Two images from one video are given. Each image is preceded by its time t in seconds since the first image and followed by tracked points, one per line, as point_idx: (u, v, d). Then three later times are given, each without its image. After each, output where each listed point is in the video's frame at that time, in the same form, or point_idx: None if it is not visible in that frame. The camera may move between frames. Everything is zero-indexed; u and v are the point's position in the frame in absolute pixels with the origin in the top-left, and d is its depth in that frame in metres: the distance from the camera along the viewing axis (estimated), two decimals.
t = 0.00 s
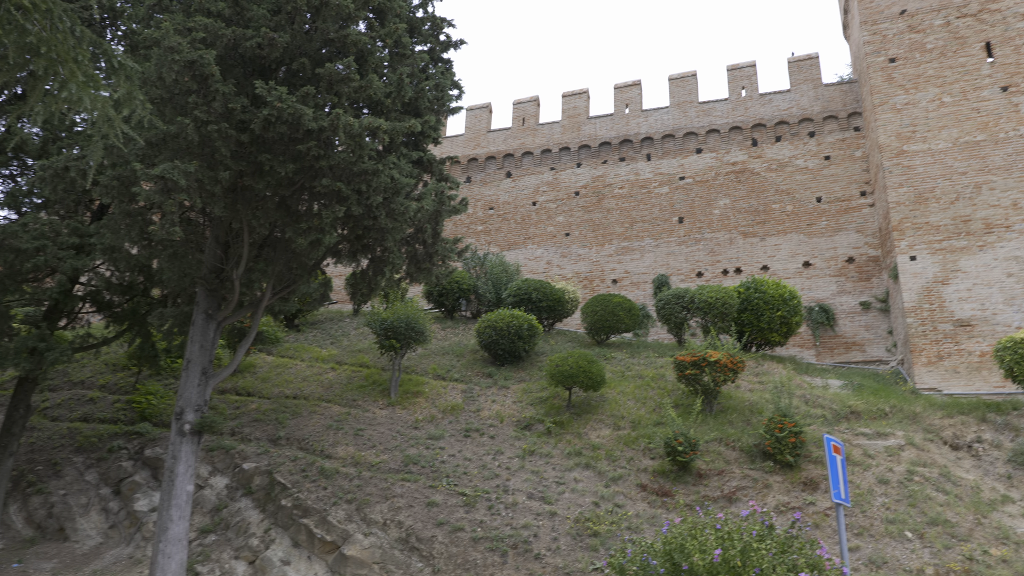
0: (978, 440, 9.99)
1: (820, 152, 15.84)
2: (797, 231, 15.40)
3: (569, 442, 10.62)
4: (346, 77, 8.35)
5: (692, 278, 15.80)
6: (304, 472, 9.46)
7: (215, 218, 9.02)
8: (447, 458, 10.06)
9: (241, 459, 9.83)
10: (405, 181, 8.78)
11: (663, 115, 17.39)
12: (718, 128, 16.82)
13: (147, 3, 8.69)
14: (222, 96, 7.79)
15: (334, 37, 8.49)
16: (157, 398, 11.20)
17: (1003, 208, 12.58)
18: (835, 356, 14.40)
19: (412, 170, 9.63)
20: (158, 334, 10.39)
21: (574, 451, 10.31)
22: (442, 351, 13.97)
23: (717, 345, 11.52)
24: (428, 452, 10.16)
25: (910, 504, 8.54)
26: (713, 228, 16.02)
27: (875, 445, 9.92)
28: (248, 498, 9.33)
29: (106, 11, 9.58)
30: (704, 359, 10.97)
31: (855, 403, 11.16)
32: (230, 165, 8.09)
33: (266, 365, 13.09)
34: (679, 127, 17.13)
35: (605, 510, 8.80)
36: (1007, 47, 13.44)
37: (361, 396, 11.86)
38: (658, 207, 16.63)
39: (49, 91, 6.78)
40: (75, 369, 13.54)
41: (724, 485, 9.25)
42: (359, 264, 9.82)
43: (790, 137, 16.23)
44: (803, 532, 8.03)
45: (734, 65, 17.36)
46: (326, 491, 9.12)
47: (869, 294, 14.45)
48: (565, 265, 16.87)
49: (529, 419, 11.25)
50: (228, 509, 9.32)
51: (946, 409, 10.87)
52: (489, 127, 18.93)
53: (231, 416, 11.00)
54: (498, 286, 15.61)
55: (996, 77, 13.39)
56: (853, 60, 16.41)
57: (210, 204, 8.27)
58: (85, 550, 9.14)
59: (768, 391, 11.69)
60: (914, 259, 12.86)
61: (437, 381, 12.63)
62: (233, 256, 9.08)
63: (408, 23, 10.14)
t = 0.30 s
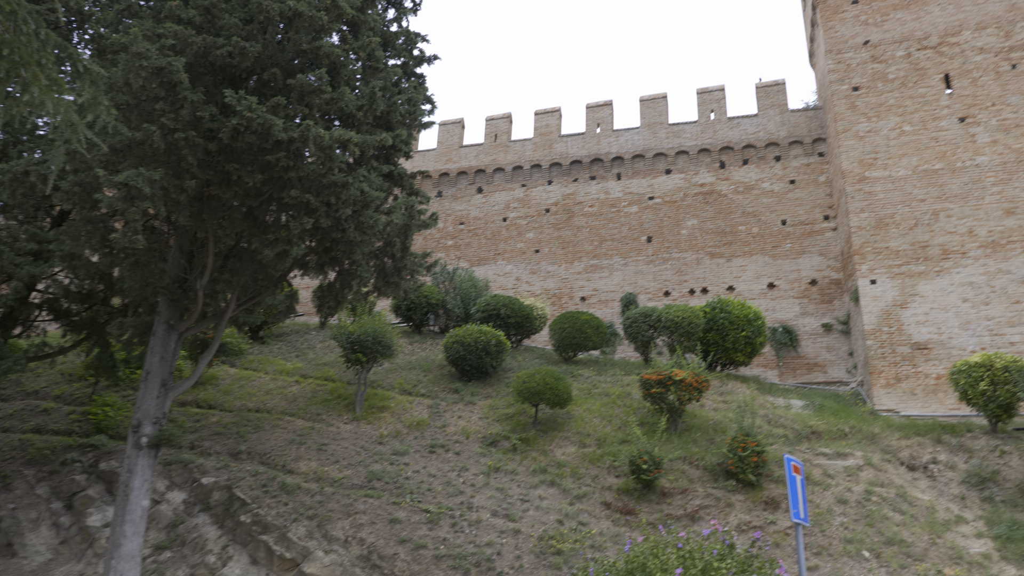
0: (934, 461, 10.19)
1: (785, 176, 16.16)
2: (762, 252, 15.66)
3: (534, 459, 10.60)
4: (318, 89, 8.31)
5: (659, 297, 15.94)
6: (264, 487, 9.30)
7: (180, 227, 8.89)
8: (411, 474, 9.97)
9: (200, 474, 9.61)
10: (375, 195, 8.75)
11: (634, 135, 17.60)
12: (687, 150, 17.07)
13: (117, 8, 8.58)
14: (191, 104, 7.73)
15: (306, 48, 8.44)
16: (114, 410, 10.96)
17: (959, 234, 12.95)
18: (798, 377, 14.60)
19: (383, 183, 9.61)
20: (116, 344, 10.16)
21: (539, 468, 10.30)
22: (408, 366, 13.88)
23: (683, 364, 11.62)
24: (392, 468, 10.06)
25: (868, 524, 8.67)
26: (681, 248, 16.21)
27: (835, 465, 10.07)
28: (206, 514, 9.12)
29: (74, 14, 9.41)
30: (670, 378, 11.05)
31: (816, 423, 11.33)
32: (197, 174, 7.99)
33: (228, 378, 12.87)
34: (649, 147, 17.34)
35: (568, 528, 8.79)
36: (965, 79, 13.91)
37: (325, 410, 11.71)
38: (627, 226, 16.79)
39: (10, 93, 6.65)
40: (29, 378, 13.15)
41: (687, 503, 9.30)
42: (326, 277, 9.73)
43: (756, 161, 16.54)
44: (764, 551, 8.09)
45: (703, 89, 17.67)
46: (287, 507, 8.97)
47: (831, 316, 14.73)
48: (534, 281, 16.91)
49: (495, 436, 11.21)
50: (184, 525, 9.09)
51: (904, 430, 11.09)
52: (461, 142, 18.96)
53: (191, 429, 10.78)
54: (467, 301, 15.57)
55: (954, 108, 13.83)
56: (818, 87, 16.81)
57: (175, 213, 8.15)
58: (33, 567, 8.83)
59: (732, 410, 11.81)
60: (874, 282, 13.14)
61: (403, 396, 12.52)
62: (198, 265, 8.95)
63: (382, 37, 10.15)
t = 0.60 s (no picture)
0: (880, 485, 10.41)
1: (743, 202, 16.50)
2: (720, 276, 15.92)
3: (489, 477, 10.54)
4: (281, 99, 8.24)
5: (618, 318, 16.07)
6: (212, 503, 9.06)
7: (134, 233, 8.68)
8: (364, 491, 9.82)
9: (144, 488, 9.30)
10: (336, 208, 8.68)
11: (598, 157, 17.79)
12: (649, 173, 17.31)
13: (76, 7, 8.39)
14: (150, 108, 7.60)
15: (271, 57, 8.38)
16: (56, 420, 10.58)
17: (907, 265, 13.36)
18: (751, 400, 14.80)
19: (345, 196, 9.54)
20: (61, 351, 9.86)
21: (494, 487, 10.24)
22: (365, 381, 13.71)
23: (640, 385, 11.71)
24: (345, 484, 9.91)
25: (816, 547, 8.80)
26: (641, 269, 16.39)
27: (785, 487, 10.22)
28: (149, 529, 8.83)
29: (31, 11, 9.14)
30: (627, 399, 11.13)
31: (768, 446, 11.50)
32: (153, 180, 7.83)
33: (179, 388, 12.54)
34: (612, 170, 17.55)
35: (522, 547, 8.76)
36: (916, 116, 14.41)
37: (278, 424, 11.49)
38: (589, 246, 16.92)
39: None
40: None
41: (640, 524, 9.33)
42: (283, 288, 9.59)
43: (716, 187, 16.85)
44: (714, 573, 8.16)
45: (667, 114, 17.98)
46: (234, 523, 8.75)
47: (784, 340, 15.04)
48: (495, 298, 16.90)
49: (451, 453, 11.12)
50: (125, 541, 8.77)
51: (852, 455, 11.33)
52: (426, 157, 18.94)
53: (136, 441, 10.45)
54: (427, 316, 15.47)
55: (904, 143, 14.31)
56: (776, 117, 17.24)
57: (129, 218, 7.96)
58: None
59: (686, 432, 11.92)
60: (826, 309, 13.45)
61: (359, 411, 12.36)
62: (150, 273, 8.75)
63: (349, 49, 10.12)
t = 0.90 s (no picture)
0: (834, 507, 10.58)
1: (707, 226, 16.77)
2: (682, 298, 16.11)
3: (449, 495, 10.45)
4: (248, 108, 8.16)
5: (582, 336, 16.13)
6: (162, 518, 8.81)
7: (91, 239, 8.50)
8: (321, 508, 9.66)
9: (92, 502, 9.01)
10: (301, 219, 8.60)
11: (565, 177, 17.93)
12: (615, 195, 17.50)
13: (39, 8, 8.22)
14: (111, 113, 7.46)
15: (239, 66, 8.31)
16: None
17: (863, 291, 13.69)
18: (711, 421, 14.93)
19: (310, 208, 9.45)
20: (9, 359, 9.57)
21: (454, 505, 10.16)
22: (326, 395, 13.52)
23: (602, 404, 11.75)
24: (301, 501, 9.73)
25: (771, 568, 8.88)
26: (605, 289, 16.51)
27: (743, 508, 10.33)
28: (95, 545, 8.56)
29: None
30: (588, 418, 11.15)
31: (726, 467, 11.61)
32: (113, 186, 7.67)
33: (132, 400, 12.22)
34: (578, 190, 17.70)
35: (480, 567, 8.69)
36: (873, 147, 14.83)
37: (234, 438, 11.26)
38: (554, 264, 17.00)
39: None
40: None
41: (599, 544, 9.33)
42: (244, 299, 9.44)
43: (681, 209, 17.10)
44: None
45: (634, 136, 18.22)
46: (185, 540, 8.52)
47: (744, 363, 15.26)
48: (459, 315, 16.85)
49: (411, 470, 11.01)
50: (70, 557, 8.49)
51: (808, 477, 11.51)
52: (393, 172, 18.88)
53: (85, 453, 10.15)
54: (390, 331, 15.35)
55: (862, 173, 14.71)
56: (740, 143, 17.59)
57: (86, 224, 7.78)
58: None
59: (647, 452, 11.98)
60: (785, 332, 13.67)
61: (318, 426, 12.18)
62: (106, 280, 8.56)
63: (318, 61, 10.08)
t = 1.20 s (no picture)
0: (795, 532, 10.67)
1: (674, 251, 16.98)
2: (649, 321, 16.25)
3: (412, 517, 10.32)
4: (217, 122, 8.10)
5: (549, 358, 16.14)
6: (114, 540, 8.53)
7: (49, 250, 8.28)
8: (280, 530, 9.46)
9: (41, 522, 8.51)
10: (267, 235, 8.52)
11: (535, 199, 18.03)
12: (585, 218, 17.64)
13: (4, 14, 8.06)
14: (75, 123, 7.34)
15: (209, 80, 8.25)
16: None
17: (825, 318, 13.94)
18: (675, 445, 14.99)
19: (277, 224, 9.37)
20: None
21: (417, 527, 10.03)
22: (288, 414, 13.31)
23: (567, 427, 11.75)
24: (259, 522, 9.53)
25: None
26: (573, 311, 16.58)
27: (705, 533, 10.37)
28: (42, 568, 7.98)
29: None
30: (554, 440, 11.13)
31: (690, 491, 11.66)
32: (74, 197, 7.51)
33: (86, 416, 11.88)
34: (548, 212, 17.81)
35: None
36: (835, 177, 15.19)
37: (192, 456, 11.01)
38: (522, 286, 17.04)
39: None
40: None
41: (562, 568, 9.28)
42: (207, 315, 9.28)
43: (648, 234, 17.30)
44: None
45: (603, 161, 18.43)
46: (138, 562, 8.26)
47: (708, 387, 15.39)
48: (427, 334, 16.76)
49: (373, 491, 10.87)
50: None
51: (769, 501, 11.62)
52: (363, 189, 18.80)
53: (35, 471, 9.82)
54: (356, 350, 15.20)
55: (825, 202, 15.04)
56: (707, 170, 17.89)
57: (44, 235, 7.58)
58: None
59: (611, 475, 11.98)
60: (749, 357, 13.83)
61: (280, 446, 11.96)
62: (63, 293, 8.37)
63: (290, 77, 10.05)
